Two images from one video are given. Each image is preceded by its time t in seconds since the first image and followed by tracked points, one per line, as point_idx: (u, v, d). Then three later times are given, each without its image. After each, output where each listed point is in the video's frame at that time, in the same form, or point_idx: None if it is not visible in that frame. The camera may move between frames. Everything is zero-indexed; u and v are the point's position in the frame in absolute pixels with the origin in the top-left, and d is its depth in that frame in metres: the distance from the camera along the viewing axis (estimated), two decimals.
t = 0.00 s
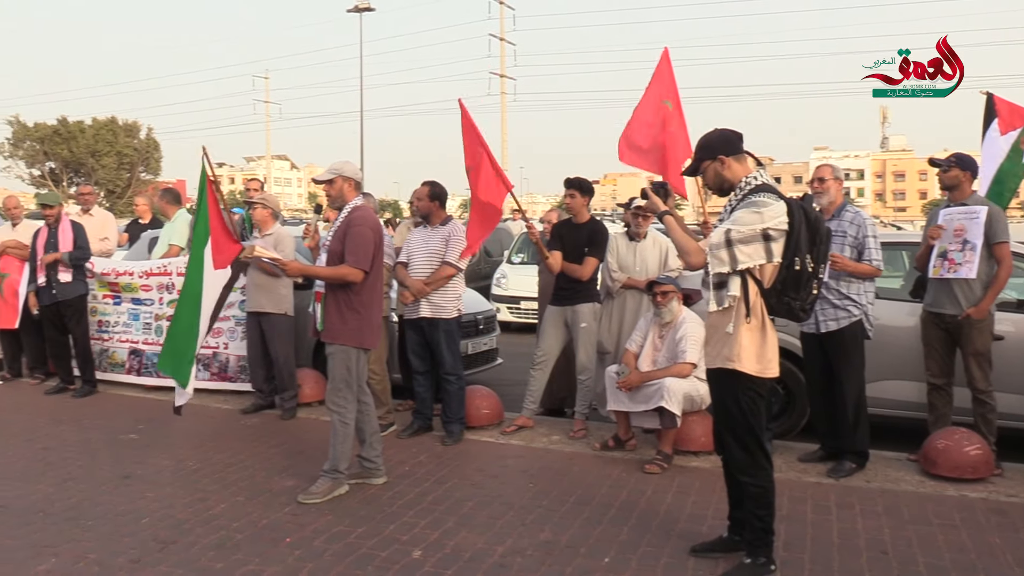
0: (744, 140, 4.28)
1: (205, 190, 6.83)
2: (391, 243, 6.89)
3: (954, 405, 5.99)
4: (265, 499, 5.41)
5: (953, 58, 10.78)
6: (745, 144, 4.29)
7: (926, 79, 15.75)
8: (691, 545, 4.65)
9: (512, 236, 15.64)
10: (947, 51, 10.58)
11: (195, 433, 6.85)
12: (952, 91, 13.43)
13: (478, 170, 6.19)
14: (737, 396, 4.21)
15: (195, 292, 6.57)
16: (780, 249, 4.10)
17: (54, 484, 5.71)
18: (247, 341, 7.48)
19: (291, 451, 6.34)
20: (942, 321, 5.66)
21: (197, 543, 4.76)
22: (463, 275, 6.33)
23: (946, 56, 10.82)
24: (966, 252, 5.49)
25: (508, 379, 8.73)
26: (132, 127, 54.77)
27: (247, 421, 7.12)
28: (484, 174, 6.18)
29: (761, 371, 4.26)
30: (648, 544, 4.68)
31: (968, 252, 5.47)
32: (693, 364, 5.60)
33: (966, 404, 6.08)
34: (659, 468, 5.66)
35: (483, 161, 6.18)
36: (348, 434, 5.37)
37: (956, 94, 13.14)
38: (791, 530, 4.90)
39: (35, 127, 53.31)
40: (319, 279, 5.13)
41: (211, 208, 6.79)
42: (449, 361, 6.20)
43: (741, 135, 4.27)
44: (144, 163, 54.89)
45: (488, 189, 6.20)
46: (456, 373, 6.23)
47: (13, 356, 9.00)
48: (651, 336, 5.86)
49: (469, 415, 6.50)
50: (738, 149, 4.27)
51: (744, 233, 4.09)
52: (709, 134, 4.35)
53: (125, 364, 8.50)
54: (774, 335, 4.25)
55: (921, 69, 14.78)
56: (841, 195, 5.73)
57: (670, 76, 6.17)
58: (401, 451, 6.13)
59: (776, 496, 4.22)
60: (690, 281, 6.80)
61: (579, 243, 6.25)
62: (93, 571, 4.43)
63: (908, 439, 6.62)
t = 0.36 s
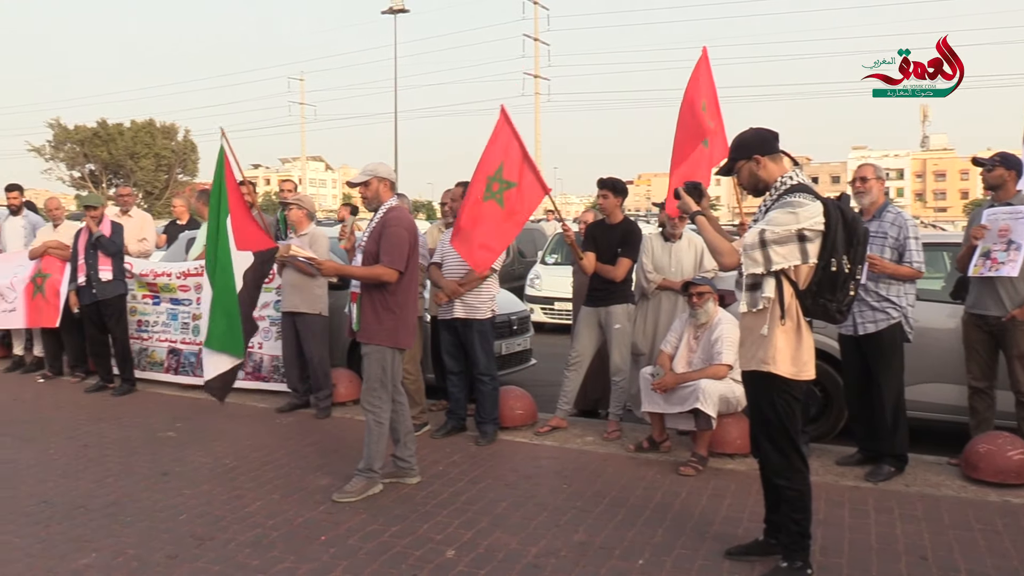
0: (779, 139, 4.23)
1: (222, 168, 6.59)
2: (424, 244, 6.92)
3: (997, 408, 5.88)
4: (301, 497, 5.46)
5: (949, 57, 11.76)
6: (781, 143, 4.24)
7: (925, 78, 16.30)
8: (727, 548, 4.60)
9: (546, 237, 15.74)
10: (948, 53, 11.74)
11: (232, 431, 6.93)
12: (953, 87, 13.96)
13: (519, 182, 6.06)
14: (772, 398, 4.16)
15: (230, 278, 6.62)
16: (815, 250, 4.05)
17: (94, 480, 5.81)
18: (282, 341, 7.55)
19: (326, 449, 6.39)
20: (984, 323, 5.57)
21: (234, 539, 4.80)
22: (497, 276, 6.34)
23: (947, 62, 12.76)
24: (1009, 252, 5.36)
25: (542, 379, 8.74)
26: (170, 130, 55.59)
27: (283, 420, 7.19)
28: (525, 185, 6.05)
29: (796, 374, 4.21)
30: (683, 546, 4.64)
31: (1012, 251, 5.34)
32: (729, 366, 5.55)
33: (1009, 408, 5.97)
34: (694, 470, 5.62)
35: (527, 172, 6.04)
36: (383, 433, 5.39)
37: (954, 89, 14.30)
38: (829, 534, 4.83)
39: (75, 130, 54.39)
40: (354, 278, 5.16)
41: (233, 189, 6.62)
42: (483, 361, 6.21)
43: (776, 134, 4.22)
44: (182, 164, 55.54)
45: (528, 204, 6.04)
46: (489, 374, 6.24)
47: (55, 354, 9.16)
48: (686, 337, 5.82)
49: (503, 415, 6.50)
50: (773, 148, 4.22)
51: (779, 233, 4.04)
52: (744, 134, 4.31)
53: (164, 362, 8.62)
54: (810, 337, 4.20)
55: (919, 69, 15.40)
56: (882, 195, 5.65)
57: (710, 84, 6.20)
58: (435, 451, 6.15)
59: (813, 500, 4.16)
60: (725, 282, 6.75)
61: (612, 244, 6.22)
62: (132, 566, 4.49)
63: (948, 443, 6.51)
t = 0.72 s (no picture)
0: (815, 138, 4.19)
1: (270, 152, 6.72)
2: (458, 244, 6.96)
3: None
4: (335, 496, 5.50)
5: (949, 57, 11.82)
6: (817, 142, 4.19)
7: (930, 80, 16.37)
8: (762, 552, 4.56)
9: (579, 236, 15.72)
10: (945, 52, 11.79)
11: (268, 430, 7.01)
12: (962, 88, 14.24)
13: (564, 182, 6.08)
14: (808, 400, 4.12)
15: (275, 270, 6.63)
16: (852, 251, 4.01)
17: (133, 477, 5.90)
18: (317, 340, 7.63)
19: (360, 449, 6.44)
20: None
21: (270, 538, 4.86)
22: (530, 277, 6.34)
23: (946, 60, 13.16)
24: None
25: (575, 379, 8.72)
26: (207, 131, 56.27)
27: (317, 419, 7.26)
28: (568, 187, 6.07)
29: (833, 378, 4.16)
30: (717, 550, 4.61)
31: None
32: (765, 368, 5.50)
33: None
34: (729, 473, 5.59)
35: (573, 173, 6.08)
36: (417, 433, 5.41)
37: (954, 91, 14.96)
38: (866, 538, 4.78)
39: (113, 132, 55.31)
40: (389, 278, 5.20)
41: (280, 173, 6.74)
42: (516, 362, 6.22)
43: (813, 133, 4.18)
44: (219, 166, 56.36)
45: (571, 204, 6.04)
46: (522, 374, 6.25)
47: (95, 353, 9.32)
48: (721, 338, 5.78)
49: (536, 415, 6.51)
50: (810, 147, 4.17)
51: (816, 234, 4.00)
52: (780, 133, 4.27)
53: (201, 362, 8.74)
54: (847, 340, 4.15)
55: (919, 69, 15.35)
56: (925, 195, 5.55)
57: (744, 78, 6.11)
58: (468, 451, 6.17)
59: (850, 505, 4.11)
60: (760, 283, 6.69)
61: (647, 245, 6.20)
62: (171, 563, 4.55)
63: (989, 447, 6.40)
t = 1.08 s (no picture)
0: (854, 138, 4.14)
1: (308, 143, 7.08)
2: (491, 245, 6.99)
3: None
4: (369, 495, 5.55)
5: (950, 57, 11.41)
6: (856, 142, 4.15)
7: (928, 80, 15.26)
8: (797, 556, 4.53)
9: (612, 237, 15.68)
10: (946, 51, 11.30)
11: (303, 429, 7.08)
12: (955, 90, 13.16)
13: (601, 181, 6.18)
14: (845, 403, 4.09)
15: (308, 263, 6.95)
16: (891, 253, 3.96)
17: (171, 474, 6.00)
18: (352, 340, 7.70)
19: (394, 448, 6.49)
20: None
21: (305, 535, 4.91)
22: (563, 278, 6.34)
23: (943, 60, 11.63)
24: None
25: (608, 381, 8.71)
26: (243, 133, 56.99)
27: (351, 419, 7.32)
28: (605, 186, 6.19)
29: (871, 381, 4.12)
30: (751, 553, 4.58)
31: None
32: (800, 370, 5.45)
33: None
34: (763, 476, 5.55)
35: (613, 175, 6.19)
36: (450, 433, 5.44)
37: (953, 89, 13.11)
38: (903, 543, 4.72)
39: (151, 134, 56.16)
40: (422, 279, 5.23)
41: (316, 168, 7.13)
42: (549, 363, 6.23)
43: (851, 133, 4.13)
44: (254, 167, 57.02)
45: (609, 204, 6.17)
46: (555, 375, 6.25)
47: (134, 352, 9.49)
48: (756, 340, 5.74)
49: (570, 417, 6.51)
50: (849, 148, 4.13)
51: (854, 235, 3.96)
52: (819, 132, 4.23)
53: (237, 361, 8.86)
54: (885, 343, 4.10)
55: (918, 69, 14.68)
56: (967, 197, 5.47)
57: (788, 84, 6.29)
58: (501, 452, 6.19)
59: (888, 509, 4.07)
60: (795, 285, 6.63)
61: (681, 245, 6.17)
62: (208, 559, 4.63)
63: None
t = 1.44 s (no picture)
0: (894, 138, 4.10)
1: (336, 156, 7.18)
2: (526, 246, 7.03)
3: None
4: (404, 494, 5.60)
5: (952, 56, 10.31)
6: (895, 142, 4.10)
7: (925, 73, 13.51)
8: (833, 560, 4.48)
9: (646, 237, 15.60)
10: (951, 56, 10.45)
11: (338, 428, 7.16)
12: (951, 91, 11.87)
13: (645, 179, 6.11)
14: (883, 406, 4.04)
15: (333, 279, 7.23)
16: (932, 255, 3.92)
17: (209, 472, 6.10)
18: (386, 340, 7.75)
19: (428, 448, 6.53)
20: None
21: (340, 534, 4.96)
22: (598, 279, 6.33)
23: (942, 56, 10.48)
24: None
25: (642, 382, 8.68)
26: (280, 135, 57.68)
27: (385, 418, 7.38)
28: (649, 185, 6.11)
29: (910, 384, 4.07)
30: (786, 557, 4.54)
31: None
32: (836, 373, 5.39)
33: None
34: (799, 479, 5.50)
35: (659, 166, 6.08)
36: (484, 433, 5.46)
37: (955, 89, 11.58)
38: (942, 550, 4.65)
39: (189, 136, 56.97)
40: (456, 280, 5.26)
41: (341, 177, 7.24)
42: (583, 364, 6.23)
43: (891, 133, 4.09)
44: (290, 169, 57.61)
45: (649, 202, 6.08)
46: (589, 376, 6.25)
47: (174, 351, 9.64)
48: (792, 342, 5.70)
49: (603, 418, 6.50)
50: (888, 148, 4.09)
51: (894, 236, 3.92)
52: (858, 132, 4.19)
53: (273, 360, 8.97)
54: (925, 346, 4.05)
55: (918, 70, 14.10)
56: (1011, 197, 5.39)
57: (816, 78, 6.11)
58: (534, 452, 6.20)
59: (927, 515, 4.02)
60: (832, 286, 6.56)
61: (717, 247, 6.13)
62: (245, 556, 4.69)
63: None
